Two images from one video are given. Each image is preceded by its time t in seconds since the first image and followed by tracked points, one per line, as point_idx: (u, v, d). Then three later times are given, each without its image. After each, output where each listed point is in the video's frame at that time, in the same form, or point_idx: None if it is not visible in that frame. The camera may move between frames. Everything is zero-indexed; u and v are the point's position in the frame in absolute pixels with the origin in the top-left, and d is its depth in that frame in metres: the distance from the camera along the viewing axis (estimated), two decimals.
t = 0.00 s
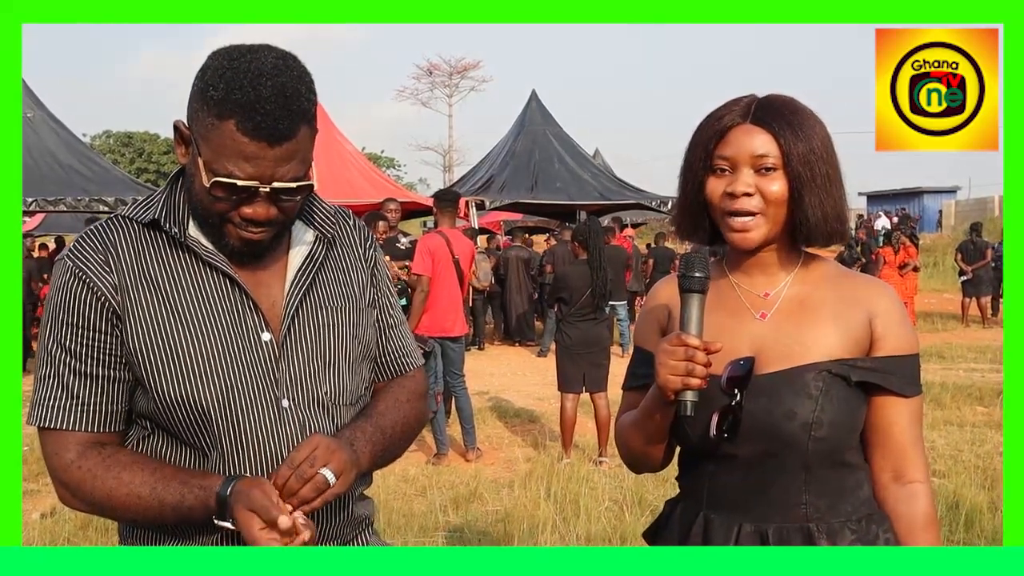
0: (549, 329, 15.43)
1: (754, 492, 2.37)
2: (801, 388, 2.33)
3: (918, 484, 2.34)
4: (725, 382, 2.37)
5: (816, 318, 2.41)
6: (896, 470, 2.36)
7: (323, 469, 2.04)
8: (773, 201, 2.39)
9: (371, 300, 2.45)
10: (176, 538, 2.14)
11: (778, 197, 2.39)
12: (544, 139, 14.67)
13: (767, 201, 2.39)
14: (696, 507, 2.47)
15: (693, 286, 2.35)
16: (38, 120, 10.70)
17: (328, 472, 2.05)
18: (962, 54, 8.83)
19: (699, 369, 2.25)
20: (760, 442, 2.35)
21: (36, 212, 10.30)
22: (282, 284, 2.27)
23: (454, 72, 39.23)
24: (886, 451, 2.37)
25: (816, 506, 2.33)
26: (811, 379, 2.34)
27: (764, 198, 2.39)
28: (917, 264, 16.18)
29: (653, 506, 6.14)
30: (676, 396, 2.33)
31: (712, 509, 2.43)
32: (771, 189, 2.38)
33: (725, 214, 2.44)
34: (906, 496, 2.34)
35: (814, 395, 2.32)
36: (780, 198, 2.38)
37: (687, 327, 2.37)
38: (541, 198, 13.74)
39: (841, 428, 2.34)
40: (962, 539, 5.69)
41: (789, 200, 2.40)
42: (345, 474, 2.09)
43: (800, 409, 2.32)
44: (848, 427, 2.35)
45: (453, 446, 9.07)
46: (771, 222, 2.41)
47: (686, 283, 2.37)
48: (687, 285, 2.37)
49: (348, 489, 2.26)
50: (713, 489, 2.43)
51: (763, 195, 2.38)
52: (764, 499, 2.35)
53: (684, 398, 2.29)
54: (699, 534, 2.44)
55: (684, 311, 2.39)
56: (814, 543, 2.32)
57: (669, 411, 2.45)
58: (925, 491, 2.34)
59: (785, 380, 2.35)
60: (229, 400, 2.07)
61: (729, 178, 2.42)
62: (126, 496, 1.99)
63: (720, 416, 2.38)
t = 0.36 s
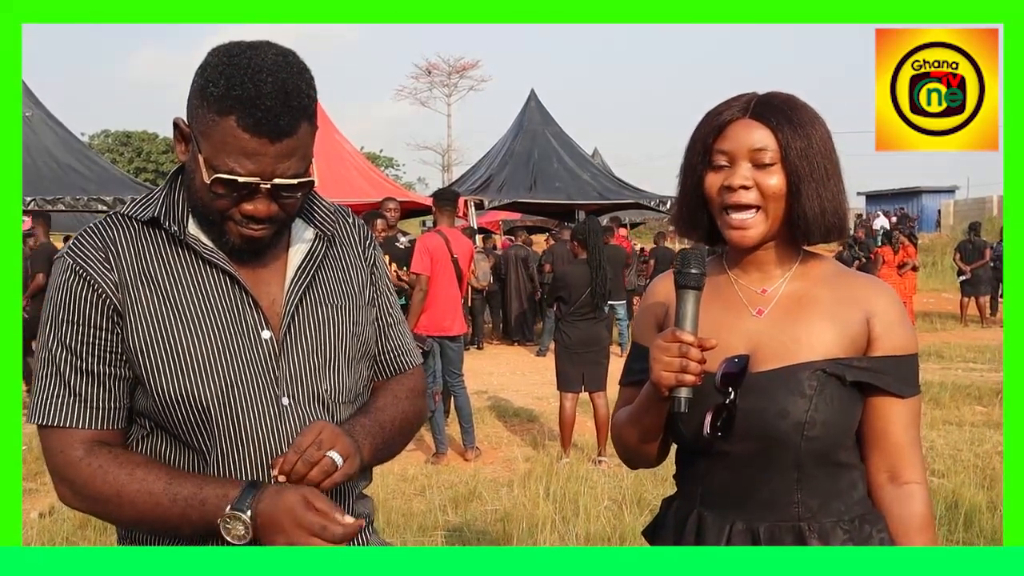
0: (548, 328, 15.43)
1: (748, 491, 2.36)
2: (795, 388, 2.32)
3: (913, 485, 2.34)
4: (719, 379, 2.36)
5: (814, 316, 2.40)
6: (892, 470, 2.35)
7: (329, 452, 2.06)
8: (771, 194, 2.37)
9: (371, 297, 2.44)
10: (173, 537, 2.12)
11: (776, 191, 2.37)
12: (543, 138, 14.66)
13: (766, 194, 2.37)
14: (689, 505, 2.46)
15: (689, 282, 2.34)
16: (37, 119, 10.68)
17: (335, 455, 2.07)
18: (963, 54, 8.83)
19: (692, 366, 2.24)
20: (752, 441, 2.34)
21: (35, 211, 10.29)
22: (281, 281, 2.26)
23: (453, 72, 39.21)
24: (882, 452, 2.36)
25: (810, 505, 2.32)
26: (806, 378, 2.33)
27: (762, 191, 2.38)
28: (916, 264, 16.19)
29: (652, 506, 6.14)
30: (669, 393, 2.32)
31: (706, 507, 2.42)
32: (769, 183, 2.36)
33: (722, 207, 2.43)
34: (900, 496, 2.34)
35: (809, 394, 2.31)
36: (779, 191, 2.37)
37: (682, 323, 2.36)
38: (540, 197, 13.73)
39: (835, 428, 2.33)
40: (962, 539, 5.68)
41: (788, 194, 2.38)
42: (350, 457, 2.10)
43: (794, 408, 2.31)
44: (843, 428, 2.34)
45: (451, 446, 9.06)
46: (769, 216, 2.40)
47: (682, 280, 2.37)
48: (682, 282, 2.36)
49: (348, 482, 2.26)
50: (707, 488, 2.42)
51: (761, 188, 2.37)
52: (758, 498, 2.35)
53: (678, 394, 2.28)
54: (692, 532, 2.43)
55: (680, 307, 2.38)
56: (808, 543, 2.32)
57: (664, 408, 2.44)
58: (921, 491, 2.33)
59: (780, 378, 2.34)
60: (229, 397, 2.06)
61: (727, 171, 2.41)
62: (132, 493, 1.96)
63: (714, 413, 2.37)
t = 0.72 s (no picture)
0: (547, 327, 15.42)
1: (742, 489, 2.34)
2: (790, 384, 2.31)
3: (912, 481, 2.32)
4: (713, 377, 2.34)
5: (808, 313, 2.38)
6: (890, 467, 2.34)
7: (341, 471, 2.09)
8: (767, 190, 2.36)
9: (372, 298, 2.42)
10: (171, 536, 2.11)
11: (772, 187, 2.36)
12: (542, 138, 14.63)
13: (761, 190, 2.36)
14: (683, 504, 2.45)
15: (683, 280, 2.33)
16: (35, 118, 10.65)
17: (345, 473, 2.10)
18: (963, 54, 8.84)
19: (687, 364, 2.23)
20: (746, 440, 2.33)
21: (33, 210, 10.25)
22: (281, 279, 2.24)
23: (451, 71, 39.15)
24: (878, 448, 2.35)
25: (805, 503, 2.30)
26: (800, 375, 2.31)
27: (757, 187, 2.36)
28: (915, 263, 16.18)
29: (651, 505, 6.12)
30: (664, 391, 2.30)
31: (700, 506, 2.40)
32: (764, 179, 2.35)
33: (717, 203, 2.41)
34: (899, 493, 2.33)
35: (804, 391, 2.30)
36: (774, 187, 2.36)
37: (676, 321, 2.35)
38: (538, 197, 13.72)
39: (832, 425, 2.31)
40: (962, 538, 5.66)
41: (783, 189, 2.37)
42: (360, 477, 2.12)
43: (788, 405, 2.29)
44: (839, 424, 2.33)
45: (451, 445, 9.04)
46: (764, 211, 2.38)
47: (676, 277, 2.35)
48: (676, 279, 2.35)
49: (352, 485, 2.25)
50: (702, 486, 2.40)
51: (757, 184, 2.36)
52: (754, 496, 2.33)
53: (672, 392, 2.26)
54: (688, 531, 2.41)
55: (674, 305, 2.37)
56: (803, 541, 2.30)
57: (658, 407, 2.42)
58: (920, 487, 2.32)
59: (773, 375, 2.32)
60: (227, 395, 2.04)
61: (723, 168, 2.39)
62: (132, 491, 1.94)
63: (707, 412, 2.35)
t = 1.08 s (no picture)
0: (547, 327, 15.42)
1: (734, 490, 2.33)
2: (782, 389, 2.29)
3: (907, 487, 2.30)
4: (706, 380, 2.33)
5: (804, 317, 2.37)
6: (885, 472, 2.32)
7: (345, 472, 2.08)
8: (767, 189, 2.35)
9: (373, 299, 2.41)
10: (168, 537, 2.10)
11: (772, 185, 2.35)
12: (541, 138, 14.62)
13: (762, 188, 2.35)
14: (676, 505, 2.44)
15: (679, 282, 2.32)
16: (33, 118, 10.62)
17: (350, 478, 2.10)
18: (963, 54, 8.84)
19: (681, 367, 2.22)
20: (741, 441, 2.32)
21: (32, 209, 10.21)
22: (282, 280, 2.23)
23: (450, 71, 39.13)
24: (871, 453, 2.34)
25: (794, 505, 2.30)
26: (793, 380, 2.30)
27: (758, 185, 2.35)
28: (914, 263, 16.17)
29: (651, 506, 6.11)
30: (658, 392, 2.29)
31: (692, 507, 2.40)
32: (764, 177, 2.34)
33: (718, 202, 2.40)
34: (893, 499, 2.31)
35: (796, 396, 2.28)
36: (775, 186, 2.35)
37: (672, 323, 2.34)
38: (537, 197, 13.71)
39: (824, 430, 2.30)
40: (963, 538, 5.65)
41: (784, 187, 2.36)
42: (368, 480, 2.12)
43: (781, 410, 2.28)
44: (831, 429, 2.31)
45: (450, 446, 9.03)
46: (764, 210, 2.37)
47: (672, 279, 2.34)
48: (672, 281, 2.33)
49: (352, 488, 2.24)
50: (695, 488, 2.39)
51: (757, 182, 2.35)
52: (745, 498, 2.32)
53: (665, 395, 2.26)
54: (679, 532, 2.40)
55: (669, 306, 2.36)
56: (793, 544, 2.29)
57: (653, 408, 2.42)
58: (915, 492, 2.30)
59: (767, 380, 2.31)
60: (226, 397, 2.03)
61: (723, 166, 2.38)
62: (126, 489, 1.92)
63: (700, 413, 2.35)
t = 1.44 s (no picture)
0: (547, 327, 15.43)
1: (732, 489, 2.34)
2: (781, 392, 2.29)
3: (905, 490, 2.28)
4: (707, 382, 2.33)
5: (807, 320, 2.37)
6: (883, 474, 2.30)
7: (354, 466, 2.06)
8: (773, 193, 2.35)
9: (375, 300, 2.41)
10: (167, 537, 2.10)
11: (778, 189, 2.35)
12: (541, 138, 14.62)
13: (768, 192, 2.35)
14: (677, 503, 2.46)
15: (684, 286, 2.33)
16: (33, 118, 10.63)
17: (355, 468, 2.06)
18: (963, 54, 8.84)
19: (683, 370, 2.22)
20: (741, 441, 2.32)
21: (31, 208, 10.21)
22: (286, 280, 2.23)
23: (450, 71, 39.15)
24: (871, 454, 2.32)
25: (789, 506, 2.30)
26: (792, 383, 2.29)
27: (764, 190, 2.35)
28: (914, 262, 16.17)
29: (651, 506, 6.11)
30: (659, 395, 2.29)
31: (692, 506, 2.41)
32: (770, 181, 2.34)
33: (723, 206, 2.40)
34: (891, 501, 2.29)
35: (794, 399, 2.28)
36: (780, 190, 2.35)
37: (676, 325, 2.34)
38: (538, 197, 13.70)
39: (822, 432, 2.29)
40: (963, 538, 5.65)
41: (790, 192, 2.36)
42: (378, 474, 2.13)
43: (779, 414, 2.28)
44: (830, 431, 2.30)
45: (451, 446, 9.02)
46: (771, 214, 2.38)
47: (678, 283, 2.36)
48: (678, 285, 2.35)
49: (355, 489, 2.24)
50: (694, 487, 2.41)
51: (763, 186, 2.35)
52: (743, 498, 2.33)
53: (667, 398, 2.26)
54: (677, 530, 2.42)
55: (674, 308, 2.36)
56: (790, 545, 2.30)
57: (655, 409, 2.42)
58: (914, 496, 2.27)
59: (767, 383, 2.30)
60: (228, 398, 2.03)
61: (729, 171, 2.38)
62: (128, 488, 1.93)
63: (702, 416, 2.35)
